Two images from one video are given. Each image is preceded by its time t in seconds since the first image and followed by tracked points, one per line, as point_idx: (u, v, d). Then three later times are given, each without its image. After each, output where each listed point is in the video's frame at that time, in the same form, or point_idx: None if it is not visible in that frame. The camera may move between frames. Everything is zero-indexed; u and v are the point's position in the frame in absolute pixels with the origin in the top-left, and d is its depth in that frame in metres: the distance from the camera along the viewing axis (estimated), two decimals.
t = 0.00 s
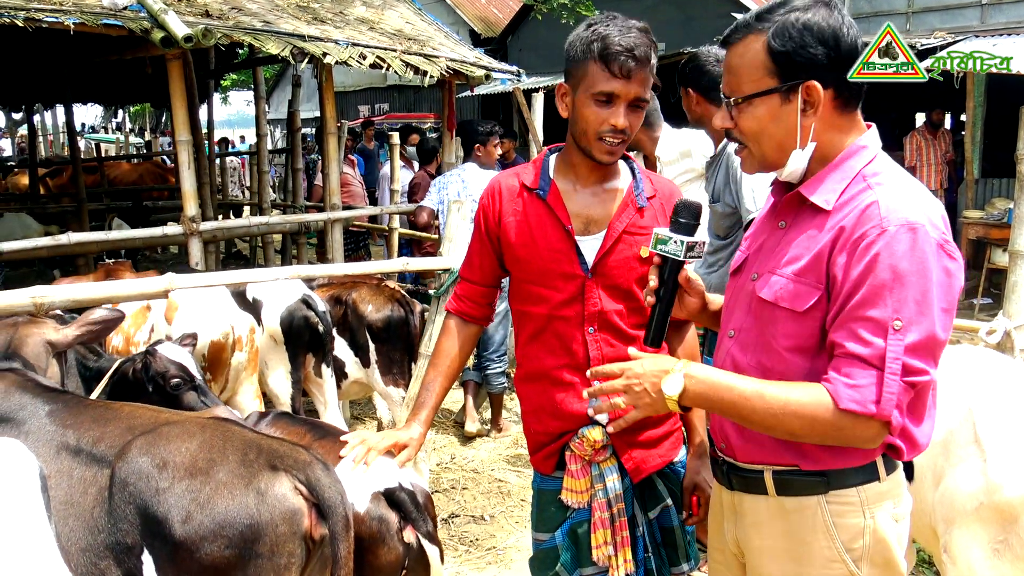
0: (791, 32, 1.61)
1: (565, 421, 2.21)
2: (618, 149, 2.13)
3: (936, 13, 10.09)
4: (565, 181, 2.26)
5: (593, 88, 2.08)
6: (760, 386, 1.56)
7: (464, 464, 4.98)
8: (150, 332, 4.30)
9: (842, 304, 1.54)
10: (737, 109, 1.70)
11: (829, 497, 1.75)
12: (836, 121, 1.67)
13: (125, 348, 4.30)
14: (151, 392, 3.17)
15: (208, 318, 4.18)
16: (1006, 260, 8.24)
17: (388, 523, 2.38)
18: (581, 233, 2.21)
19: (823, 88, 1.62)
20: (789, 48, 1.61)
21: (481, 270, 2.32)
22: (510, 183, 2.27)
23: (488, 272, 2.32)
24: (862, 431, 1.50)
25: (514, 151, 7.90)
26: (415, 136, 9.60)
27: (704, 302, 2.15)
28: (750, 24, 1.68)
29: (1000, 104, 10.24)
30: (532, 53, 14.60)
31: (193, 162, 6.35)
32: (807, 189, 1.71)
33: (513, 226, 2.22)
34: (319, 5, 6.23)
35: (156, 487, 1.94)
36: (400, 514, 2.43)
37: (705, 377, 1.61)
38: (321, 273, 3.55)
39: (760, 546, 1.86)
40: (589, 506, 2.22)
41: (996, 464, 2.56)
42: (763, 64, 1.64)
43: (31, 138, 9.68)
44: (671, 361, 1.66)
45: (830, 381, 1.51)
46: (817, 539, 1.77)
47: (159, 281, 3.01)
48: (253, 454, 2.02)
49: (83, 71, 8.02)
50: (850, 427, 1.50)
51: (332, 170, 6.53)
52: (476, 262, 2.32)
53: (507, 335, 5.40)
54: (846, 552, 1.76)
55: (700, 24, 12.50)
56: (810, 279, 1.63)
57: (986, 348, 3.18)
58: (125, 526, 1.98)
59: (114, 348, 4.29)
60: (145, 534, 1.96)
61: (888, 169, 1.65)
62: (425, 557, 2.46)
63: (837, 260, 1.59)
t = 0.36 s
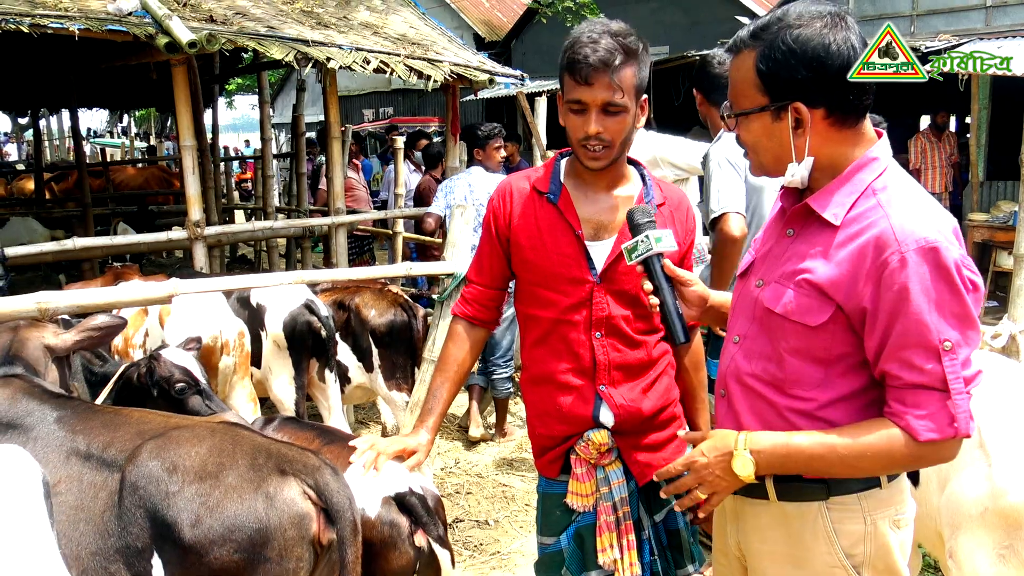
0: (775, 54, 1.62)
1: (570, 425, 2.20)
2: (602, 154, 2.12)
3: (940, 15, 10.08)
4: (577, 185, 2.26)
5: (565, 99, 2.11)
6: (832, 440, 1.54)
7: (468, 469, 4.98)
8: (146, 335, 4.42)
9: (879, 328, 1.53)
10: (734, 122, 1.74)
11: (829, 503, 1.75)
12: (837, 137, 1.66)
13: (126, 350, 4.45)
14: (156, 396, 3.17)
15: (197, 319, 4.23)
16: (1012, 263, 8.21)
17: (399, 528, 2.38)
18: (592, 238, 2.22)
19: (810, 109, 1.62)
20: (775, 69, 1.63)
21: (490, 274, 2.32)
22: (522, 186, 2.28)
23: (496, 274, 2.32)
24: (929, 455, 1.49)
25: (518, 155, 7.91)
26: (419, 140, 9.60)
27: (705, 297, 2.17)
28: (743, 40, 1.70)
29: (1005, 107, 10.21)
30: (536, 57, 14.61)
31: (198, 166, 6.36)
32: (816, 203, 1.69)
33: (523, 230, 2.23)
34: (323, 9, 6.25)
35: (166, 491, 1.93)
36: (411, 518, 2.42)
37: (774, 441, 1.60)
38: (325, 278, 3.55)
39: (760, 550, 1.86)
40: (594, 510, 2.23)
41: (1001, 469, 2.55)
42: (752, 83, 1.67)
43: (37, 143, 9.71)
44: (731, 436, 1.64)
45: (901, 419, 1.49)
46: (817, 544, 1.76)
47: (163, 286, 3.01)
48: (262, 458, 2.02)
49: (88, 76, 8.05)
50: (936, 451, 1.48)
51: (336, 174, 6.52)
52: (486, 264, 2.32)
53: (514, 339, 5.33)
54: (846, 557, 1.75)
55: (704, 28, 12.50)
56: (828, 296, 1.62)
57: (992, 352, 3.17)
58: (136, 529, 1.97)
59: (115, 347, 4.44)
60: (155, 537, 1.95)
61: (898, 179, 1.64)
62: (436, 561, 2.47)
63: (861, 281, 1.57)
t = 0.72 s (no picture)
0: (789, 61, 1.62)
1: (574, 430, 2.19)
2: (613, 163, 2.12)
3: (945, 21, 10.07)
4: (589, 193, 2.26)
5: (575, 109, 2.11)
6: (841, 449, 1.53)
7: (472, 476, 4.97)
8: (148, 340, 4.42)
9: (892, 335, 1.52)
10: (748, 137, 1.73)
11: (844, 513, 1.73)
12: (852, 140, 1.66)
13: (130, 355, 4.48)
14: (159, 404, 3.16)
15: (191, 328, 4.27)
16: (1018, 269, 8.18)
17: (406, 538, 2.36)
18: (603, 248, 2.20)
19: (829, 113, 1.62)
20: (789, 77, 1.62)
21: (500, 276, 2.31)
22: (535, 191, 2.28)
23: (506, 276, 2.31)
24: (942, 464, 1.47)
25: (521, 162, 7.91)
26: (422, 147, 9.62)
27: (714, 304, 2.16)
28: (752, 52, 1.69)
29: (1009, 112, 10.20)
30: (540, 64, 14.65)
31: (201, 173, 6.37)
32: (829, 210, 1.69)
33: (534, 235, 2.23)
34: (327, 17, 6.26)
35: (175, 498, 1.91)
36: (417, 527, 2.41)
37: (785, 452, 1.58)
38: (329, 285, 3.54)
39: (772, 559, 1.85)
40: (598, 514, 2.22)
41: (1009, 477, 2.53)
42: (767, 94, 1.66)
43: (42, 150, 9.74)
44: (741, 445, 1.63)
45: (915, 428, 1.48)
46: (831, 554, 1.75)
47: (167, 293, 3.00)
48: (271, 466, 2.00)
49: (93, 84, 8.08)
50: (949, 460, 1.46)
51: (340, 181, 6.53)
52: (496, 265, 2.31)
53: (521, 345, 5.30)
54: (861, 566, 1.74)
55: (707, 34, 12.50)
56: (839, 303, 1.62)
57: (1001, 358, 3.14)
58: (145, 536, 1.94)
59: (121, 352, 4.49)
60: (163, 544, 1.92)
61: (912, 187, 1.64)
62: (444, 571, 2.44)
63: (873, 288, 1.56)
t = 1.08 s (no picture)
0: (801, 59, 1.61)
1: (587, 435, 2.18)
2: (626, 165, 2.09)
3: (951, 24, 10.05)
4: (598, 200, 2.25)
5: (591, 109, 2.09)
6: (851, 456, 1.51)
7: (477, 479, 4.96)
8: (155, 343, 4.46)
9: (900, 340, 1.51)
10: (759, 140, 1.71)
11: (852, 517, 1.72)
12: (863, 140, 1.66)
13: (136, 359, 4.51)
14: (170, 409, 3.17)
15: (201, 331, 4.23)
16: None
17: (419, 538, 2.35)
18: (612, 254, 2.20)
19: (843, 111, 1.61)
20: (803, 75, 1.61)
21: (508, 283, 2.30)
22: (542, 198, 2.26)
23: (513, 284, 2.30)
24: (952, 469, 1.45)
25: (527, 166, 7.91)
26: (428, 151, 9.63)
27: (725, 308, 2.12)
28: (761, 54, 1.68)
29: (1017, 115, 10.16)
30: (545, 68, 14.66)
31: (208, 178, 6.39)
32: (835, 214, 1.68)
33: (543, 243, 2.21)
34: (333, 21, 6.28)
35: (182, 501, 1.90)
36: (430, 528, 2.40)
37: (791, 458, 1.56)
38: (334, 289, 3.53)
39: (781, 565, 1.84)
40: (612, 518, 2.21)
41: (1019, 482, 2.52)
42: (779, 94, 1.64)
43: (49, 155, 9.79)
44: (748, 453, 1.61)
45: (923, 433, 1.46)
46: (840, 558, 1.74)
47: (173, 298, 3.01)
48: (279, 469, 1.99)
49: (100, 89, 8.12)
50: (957, 466, 1.44)
51: (345, 185, 6.53)
52: (503, 273, 2.29)
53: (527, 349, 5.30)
54: (869, 571, 1.72)
55: (712, 38, 12.50)
56: (846, 307, 1.61)
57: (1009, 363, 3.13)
58: (151, 539, 1.94)
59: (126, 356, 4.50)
60: (170, 548, 1.92)
61: (920, 190, 1.63)
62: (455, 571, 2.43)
63: (880, 292, 1.55)
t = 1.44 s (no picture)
0: (790, 67, 1.60)
1: (592, 437, 2.16)
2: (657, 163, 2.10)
3: (954, 24, 10.02)
4: (597, 200, 2.24)
5: (621, 110, 2.06)
6: (841, 464, 1.50)
7: (480, 480, 4.95)
8: (156, 343, 4.47)
9: (893, 349, 1.49)
10: (752, 154, 1.69)
11: (869, 522, 1.71)
12: (855, 145, 1.64)
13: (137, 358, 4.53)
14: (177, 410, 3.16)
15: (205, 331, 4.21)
16: None
17: (417, 539, 2.33)
18: (613, 254, 2.19)
19: (835, 116, 1.60)
20: (792, 84, 1.60)
21: (509, 285, 2.29)
22: (540, 199, 2.25)
23: (513, 286, 2.29)
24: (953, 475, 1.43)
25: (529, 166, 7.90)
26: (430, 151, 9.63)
27: (746, 322, 2.07)
28: (747, 66, 1.67)
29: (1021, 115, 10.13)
30: (547, 68, 14.64)
31: (210, 179, 6.38)
32: (834, 222, 1.67)
33: (542, 244, 2.20)
34: (335, 22, 6.28)
35: (186, 503, 1.89)
36: (428, 529, 2.38)
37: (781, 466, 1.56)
38: (336, 290, 3.52)
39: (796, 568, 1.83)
40: (616, 521, 2.20)
41: None
42: (769, 104, 1.63)
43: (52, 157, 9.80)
44: (738, 461, 1.58)
45: (914, 441, 1.45)
46: (855, 562, 1.73)
47: (176, 299, 3.00)
48: (282, 469, 1.98)
49: (103, 90, 8.13)
50: (950, 474, 1.43)
51: (347, 186, 6.53)
52: (502, 275, 2.29)
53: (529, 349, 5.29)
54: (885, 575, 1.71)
55: (715, 38, 12.48)
56: (846, 316, 1.60)
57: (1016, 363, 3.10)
58: (155, 540, 1.93)
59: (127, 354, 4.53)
60: (174, 549, 1.91)
61: (919, 192, 1.60)
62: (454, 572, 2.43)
63: (874, 301, 1.54)
